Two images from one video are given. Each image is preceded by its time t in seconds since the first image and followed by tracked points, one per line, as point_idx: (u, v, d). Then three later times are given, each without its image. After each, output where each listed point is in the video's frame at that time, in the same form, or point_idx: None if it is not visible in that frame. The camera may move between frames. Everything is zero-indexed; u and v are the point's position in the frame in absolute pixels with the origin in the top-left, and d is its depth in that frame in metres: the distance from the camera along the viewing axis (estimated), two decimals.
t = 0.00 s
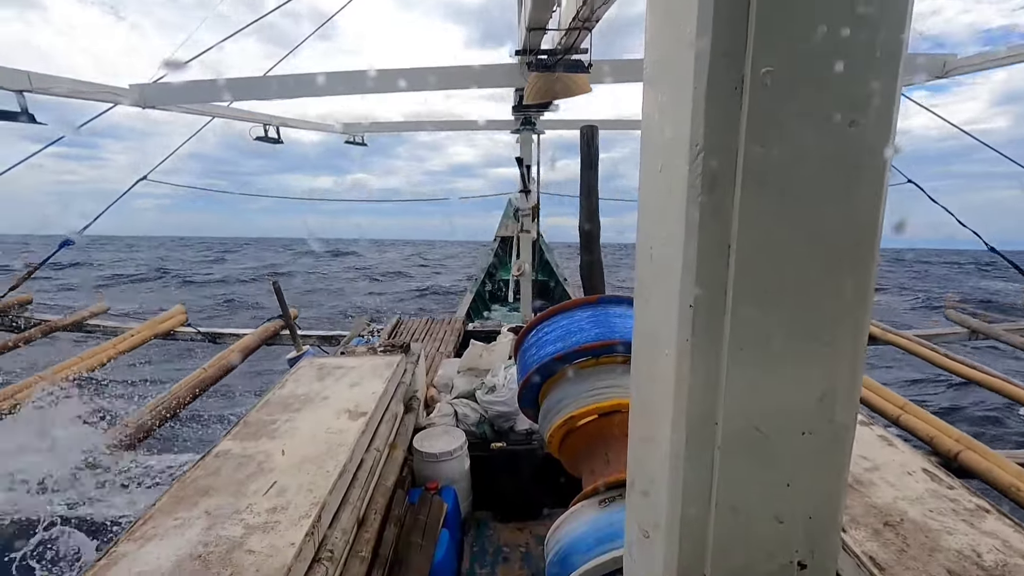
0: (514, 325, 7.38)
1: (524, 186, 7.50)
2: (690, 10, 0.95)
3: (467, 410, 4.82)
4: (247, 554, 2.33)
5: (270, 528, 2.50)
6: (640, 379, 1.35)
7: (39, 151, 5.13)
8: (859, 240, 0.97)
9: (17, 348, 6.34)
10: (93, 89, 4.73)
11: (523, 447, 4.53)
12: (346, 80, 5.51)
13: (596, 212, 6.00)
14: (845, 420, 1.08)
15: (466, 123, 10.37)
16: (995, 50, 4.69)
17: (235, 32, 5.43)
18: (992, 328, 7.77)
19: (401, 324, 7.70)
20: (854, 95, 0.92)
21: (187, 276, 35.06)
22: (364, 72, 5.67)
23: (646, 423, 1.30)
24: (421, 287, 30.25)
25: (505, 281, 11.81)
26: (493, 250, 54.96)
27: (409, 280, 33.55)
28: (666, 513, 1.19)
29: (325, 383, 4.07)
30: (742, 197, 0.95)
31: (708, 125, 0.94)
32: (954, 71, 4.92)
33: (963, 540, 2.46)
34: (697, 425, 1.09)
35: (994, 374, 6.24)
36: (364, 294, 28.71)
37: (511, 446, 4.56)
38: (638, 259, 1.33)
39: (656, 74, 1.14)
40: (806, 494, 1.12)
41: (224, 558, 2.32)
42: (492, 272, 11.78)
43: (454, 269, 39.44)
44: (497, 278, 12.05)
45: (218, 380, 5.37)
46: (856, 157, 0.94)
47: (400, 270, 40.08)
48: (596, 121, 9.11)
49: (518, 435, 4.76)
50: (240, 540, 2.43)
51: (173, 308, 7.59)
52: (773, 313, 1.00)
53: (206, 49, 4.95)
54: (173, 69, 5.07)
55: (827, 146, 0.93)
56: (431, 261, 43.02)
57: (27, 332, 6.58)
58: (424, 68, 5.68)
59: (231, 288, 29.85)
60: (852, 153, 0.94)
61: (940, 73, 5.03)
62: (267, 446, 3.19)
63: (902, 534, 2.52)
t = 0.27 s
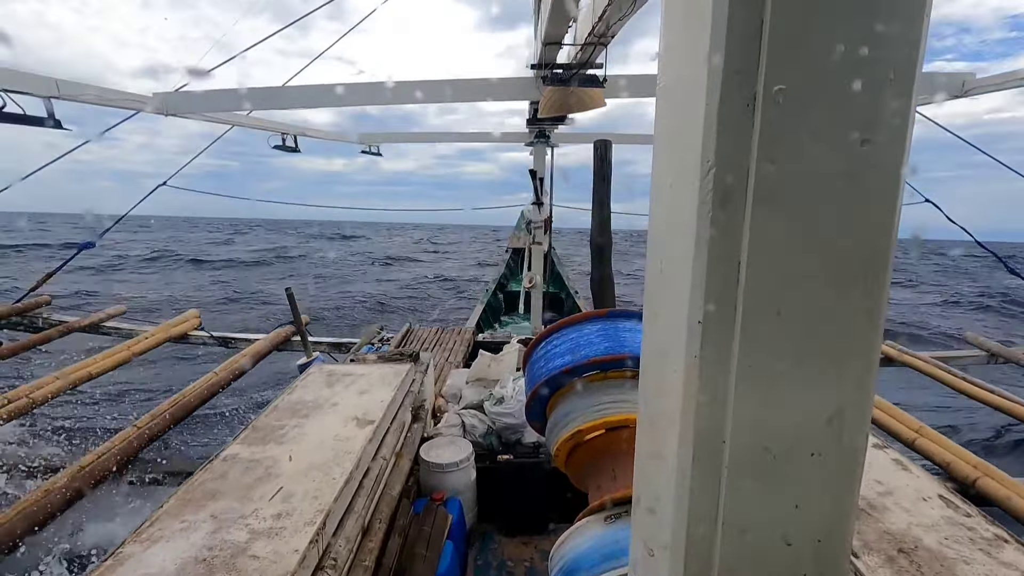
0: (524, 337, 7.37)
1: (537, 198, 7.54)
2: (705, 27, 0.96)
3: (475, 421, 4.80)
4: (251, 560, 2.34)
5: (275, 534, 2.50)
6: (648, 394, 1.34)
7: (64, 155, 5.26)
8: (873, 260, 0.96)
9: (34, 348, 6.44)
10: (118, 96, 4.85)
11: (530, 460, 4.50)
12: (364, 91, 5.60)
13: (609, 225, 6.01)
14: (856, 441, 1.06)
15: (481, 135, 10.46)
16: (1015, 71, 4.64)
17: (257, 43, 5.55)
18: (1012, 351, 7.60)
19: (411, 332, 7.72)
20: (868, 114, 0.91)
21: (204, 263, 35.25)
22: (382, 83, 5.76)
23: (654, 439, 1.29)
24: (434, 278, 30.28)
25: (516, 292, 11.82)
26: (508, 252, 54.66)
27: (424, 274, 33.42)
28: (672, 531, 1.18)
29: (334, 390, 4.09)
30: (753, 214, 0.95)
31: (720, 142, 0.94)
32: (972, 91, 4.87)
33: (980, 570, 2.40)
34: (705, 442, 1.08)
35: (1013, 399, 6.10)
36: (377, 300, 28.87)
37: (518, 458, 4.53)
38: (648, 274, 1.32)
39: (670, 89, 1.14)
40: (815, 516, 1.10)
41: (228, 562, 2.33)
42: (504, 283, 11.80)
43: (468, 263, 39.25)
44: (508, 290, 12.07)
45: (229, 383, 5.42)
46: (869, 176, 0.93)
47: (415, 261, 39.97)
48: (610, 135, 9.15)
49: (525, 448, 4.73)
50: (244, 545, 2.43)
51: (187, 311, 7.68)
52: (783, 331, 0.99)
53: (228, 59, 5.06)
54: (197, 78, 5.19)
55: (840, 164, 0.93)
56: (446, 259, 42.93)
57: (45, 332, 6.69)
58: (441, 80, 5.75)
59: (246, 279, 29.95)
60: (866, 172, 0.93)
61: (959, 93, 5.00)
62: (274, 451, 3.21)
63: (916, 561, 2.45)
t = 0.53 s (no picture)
0: (529, 347, 7.35)
1: (545, 208, 7.55)
2: (716, 41, 0.97)
3: (479, 430, 4.78)
4: (252, 566, 2.33)
5: (276, 541, 2.49)
6: (655, 405, 1.33)
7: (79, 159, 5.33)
8: (883, 274, 0.96)
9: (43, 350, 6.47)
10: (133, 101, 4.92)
11: (534, 471, 4.47)
12: (375, 100, 5.65)
13: (616, 236, 6.01)
14: (865, 457, 1.05)
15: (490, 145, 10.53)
16: None
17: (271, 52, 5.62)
18: None
19: (417, 340, 7.73)
20: (880, 129, 0.91)
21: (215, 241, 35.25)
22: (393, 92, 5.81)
23: (660, 451, 1.28)
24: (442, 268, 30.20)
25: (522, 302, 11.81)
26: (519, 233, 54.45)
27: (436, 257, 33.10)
28: (677, 544, 1.16)
29: (338, 396, 4.09)
30: (763, 226, 0.94)
31: (731, 154, 0.95)
32: (982, 109, 4.86)
33: None
34: (713, 455, 1.07)
35: None
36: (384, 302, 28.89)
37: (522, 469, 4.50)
38: (656, 285, 1.32)
39: (681, 101, 1.15)
40: (823, 533, 1.09)
41: (228, 568, 2.32)
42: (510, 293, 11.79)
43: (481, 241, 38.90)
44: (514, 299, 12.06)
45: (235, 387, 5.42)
46: (880, 191, 0.93)
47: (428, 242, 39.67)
48: (618, 147, 9.18)
49: (528, 458, 4.70)
50: (245, 551, 2.43)
51: (195, 316, 7.72)
52: (793, 345, 0.99)
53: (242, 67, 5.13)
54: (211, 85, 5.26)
55: (851, 179, 0.93)
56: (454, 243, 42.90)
57: (54, 334, 6.73)
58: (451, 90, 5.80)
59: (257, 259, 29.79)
60: (876, 187, 0.93)
61: (969, 110, 4.99)
62: (278, 457, 3.21)
63: None
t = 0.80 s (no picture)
0: (530, 351, 7.35)
1: (546, 212, 7.55)
2: (718, 47, 0.97)
3: (479, 434, 4.78)
4: (251, 568, 2.33)
5: (275, 543, 2.49)
6: (655, 409, 1.33)
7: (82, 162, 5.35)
8: (884, 278, 0.96)
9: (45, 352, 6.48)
10: (137, 104, 4.94)
11: (534, 475, 4.46)
12: (377, 104, 5.67)
13: (618, 240, 6.01)
14: (866, 462, 1.05)
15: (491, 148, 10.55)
16: None
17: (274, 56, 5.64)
18: None
19: (418, 343, 7.73)
20: (881, 133, 0.92)
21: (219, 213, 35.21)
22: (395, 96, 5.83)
23: (660, 455, 1.28)
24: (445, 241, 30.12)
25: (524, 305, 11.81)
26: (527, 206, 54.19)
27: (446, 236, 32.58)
28: (677, 549, 1.16)
29: (339, 399, 4.09)
30: (764, 232, 0.95)
31: (732, 158, 0.95)
32: (984, 114, 4.85)
33: None
34: (713, 459, 1.07)
35: None
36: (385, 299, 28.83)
37: (522, 473, 4.50)
38: (657, 289, 1.32)
39: (683, 106, 1.16)
40: (823, 537, 1.08)
41: (227, 570, 2.32)
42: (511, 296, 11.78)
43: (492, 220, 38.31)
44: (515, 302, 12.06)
45: (237, 390, 5.41)
46: (881, 196, 0.94)
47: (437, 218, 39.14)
48: (620, 151, 9.19)
49: (529, 463, 4.70)
50: (244, 553, 2.43)
51: (197, 318, 7.72)
52: (794, 349, 0.99)
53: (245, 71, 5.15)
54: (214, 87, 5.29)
55: (853, 185, 0.93)
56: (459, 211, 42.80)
57: (56, 337, 6.74)
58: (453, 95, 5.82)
59: (264, 234, 29.38)
60: (878, 192, 0.93)
61: (970, 115, 4.98)
62: (278, 459, 3.21)
63: None
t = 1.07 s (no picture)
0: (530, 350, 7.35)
1: (546, 211, 7.55)
2: (721, 46, 0.97)
3: (479, 433, 4.77)
4: (251, 567, 2.33)
5: (275, 543, 2.49)
6: (656, 408, 1.33)
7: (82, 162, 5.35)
8: (885, 277, 0.96)
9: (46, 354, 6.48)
10: (136, 103, 4.95)
11: (534, 474, 4.47)
12: (377, 103, 5.67)
13: (618, 240, 6.01)
14: (867, 462, 1.05)
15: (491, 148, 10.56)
16: None
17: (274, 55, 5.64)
18: None
19: (418, 342, 7.73)
20: (883, 132, 0.92)
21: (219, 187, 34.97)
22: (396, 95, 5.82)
23: (661, 455, 1.28)
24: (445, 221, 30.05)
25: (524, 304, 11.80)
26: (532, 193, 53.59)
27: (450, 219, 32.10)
28: (679, 549, 1.16)
29: (339, 398, 4.09)
30: (765, 232, 0.95)
31: (734, 157, 0.95)
32: (983, 113, 4.86)
33: None
34: (714, 459, 1.07)
35: None
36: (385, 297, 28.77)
37: (522, 473, 4.50)
38: (659, 289, 1.32)
39: (684, 105, 1.15)
40: (824, 536, 1.08)
41: (227, 569, 2.32)
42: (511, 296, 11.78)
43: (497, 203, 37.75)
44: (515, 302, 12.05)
45: (237, 390, 5.42)
46: (883, 195, 0.93)
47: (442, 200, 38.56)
48: (620, 150, 9.19)
49: (529, 462, 4.70)
50: (244, 552, 2.43)
51: (198, 319, 7.72)
52: (795, 349, 0.99)
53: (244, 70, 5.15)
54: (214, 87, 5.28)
55: (855, 184, 0.93)
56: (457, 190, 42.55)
57: (56, 338, 6.73)
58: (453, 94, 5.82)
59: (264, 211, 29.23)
60: (879, 191, 0.93)
61: (969, 115, 4.99)
62: (278, 459, 3.21)
63: None
